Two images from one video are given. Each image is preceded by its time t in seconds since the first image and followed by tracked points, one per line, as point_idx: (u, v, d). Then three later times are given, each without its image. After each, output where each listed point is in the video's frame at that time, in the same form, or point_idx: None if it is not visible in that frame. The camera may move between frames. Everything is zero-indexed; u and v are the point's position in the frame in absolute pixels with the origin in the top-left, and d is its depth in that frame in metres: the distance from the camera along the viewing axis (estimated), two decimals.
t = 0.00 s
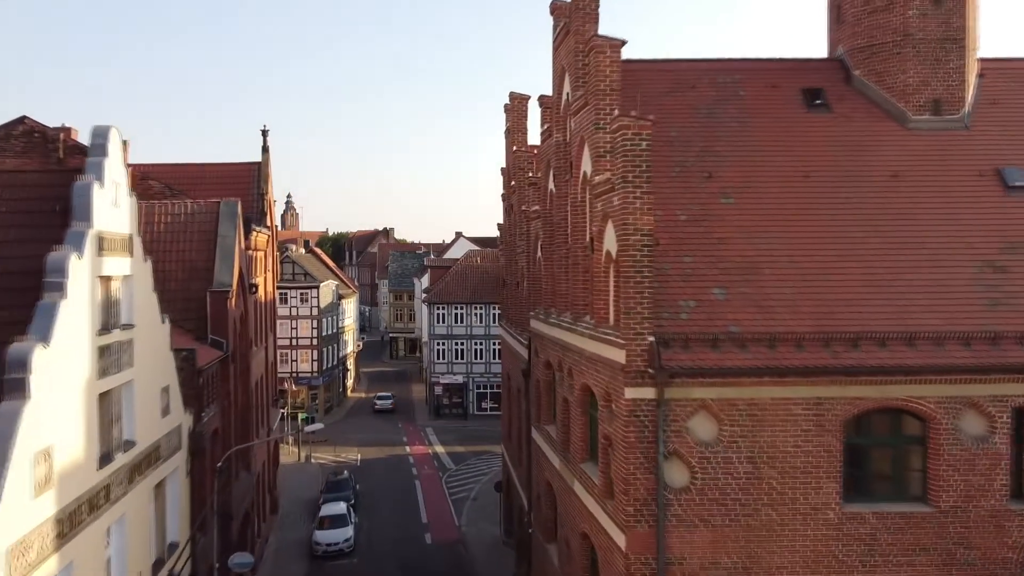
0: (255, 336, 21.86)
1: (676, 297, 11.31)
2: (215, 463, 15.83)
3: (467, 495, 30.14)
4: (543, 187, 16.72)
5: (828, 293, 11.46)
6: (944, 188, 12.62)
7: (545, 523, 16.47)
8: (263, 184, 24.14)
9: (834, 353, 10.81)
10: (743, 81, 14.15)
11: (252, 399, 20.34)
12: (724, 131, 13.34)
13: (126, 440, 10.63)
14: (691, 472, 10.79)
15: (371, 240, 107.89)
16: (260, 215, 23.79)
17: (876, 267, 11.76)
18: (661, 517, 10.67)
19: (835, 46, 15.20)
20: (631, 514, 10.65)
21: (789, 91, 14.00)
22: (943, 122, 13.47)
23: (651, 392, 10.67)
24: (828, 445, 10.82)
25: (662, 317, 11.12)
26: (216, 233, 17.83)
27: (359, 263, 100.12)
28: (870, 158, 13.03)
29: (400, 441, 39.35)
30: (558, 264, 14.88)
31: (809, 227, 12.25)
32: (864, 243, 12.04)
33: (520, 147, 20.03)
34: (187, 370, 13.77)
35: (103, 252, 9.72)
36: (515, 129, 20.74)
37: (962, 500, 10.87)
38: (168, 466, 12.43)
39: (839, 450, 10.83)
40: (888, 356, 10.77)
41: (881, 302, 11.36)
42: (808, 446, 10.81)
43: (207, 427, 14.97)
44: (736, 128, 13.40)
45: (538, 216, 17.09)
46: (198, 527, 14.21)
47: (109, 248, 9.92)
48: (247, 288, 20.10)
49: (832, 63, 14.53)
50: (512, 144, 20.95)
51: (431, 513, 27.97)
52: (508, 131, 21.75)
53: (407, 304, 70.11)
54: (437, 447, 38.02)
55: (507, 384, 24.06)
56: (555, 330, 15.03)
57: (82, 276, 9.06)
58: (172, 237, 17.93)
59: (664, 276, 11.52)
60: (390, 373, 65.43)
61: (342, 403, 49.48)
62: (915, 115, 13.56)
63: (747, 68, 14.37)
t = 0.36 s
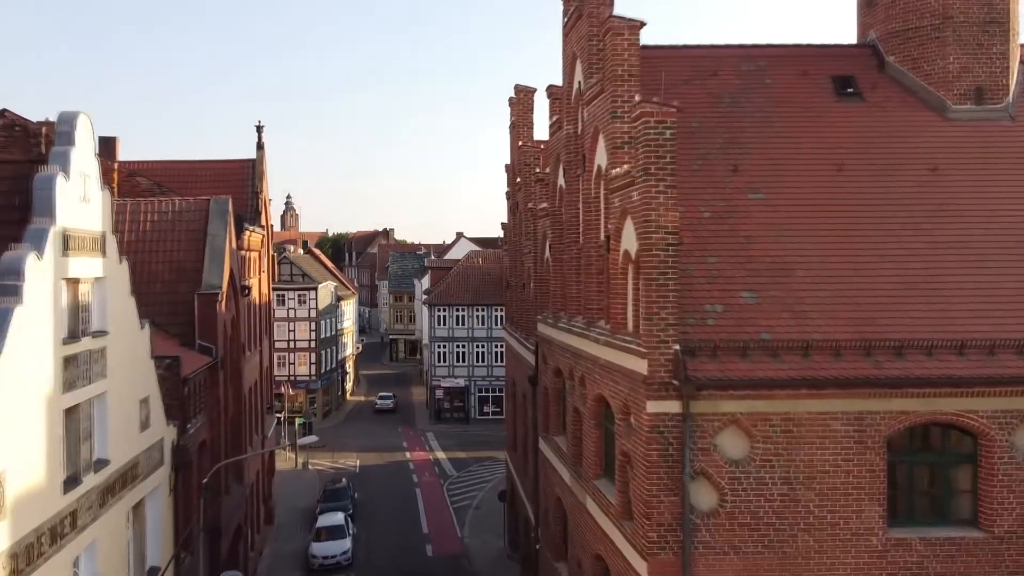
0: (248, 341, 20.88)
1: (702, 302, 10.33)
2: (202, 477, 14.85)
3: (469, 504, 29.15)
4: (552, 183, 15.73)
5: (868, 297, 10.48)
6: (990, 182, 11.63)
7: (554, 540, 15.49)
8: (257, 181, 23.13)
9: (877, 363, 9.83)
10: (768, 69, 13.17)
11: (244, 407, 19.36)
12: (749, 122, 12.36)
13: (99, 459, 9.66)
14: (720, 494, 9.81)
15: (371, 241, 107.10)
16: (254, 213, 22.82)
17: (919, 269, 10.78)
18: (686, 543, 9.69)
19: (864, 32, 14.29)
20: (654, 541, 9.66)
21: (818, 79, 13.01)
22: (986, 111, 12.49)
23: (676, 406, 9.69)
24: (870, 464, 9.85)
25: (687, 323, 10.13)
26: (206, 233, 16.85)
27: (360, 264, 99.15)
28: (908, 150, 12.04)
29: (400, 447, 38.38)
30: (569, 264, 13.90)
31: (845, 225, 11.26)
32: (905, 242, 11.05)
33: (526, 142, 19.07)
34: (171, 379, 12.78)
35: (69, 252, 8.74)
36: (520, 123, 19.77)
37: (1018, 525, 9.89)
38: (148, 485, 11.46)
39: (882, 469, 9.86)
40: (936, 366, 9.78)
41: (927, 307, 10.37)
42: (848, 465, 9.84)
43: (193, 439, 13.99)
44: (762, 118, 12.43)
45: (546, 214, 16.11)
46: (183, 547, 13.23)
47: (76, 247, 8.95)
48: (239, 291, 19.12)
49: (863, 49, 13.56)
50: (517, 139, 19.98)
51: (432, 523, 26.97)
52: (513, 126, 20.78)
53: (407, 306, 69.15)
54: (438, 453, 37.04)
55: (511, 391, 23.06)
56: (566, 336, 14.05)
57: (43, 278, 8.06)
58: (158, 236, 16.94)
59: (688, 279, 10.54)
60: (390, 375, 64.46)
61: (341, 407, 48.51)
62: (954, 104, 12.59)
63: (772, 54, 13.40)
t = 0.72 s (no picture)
0: (241, 345, 19.94)
1: (735, 307, 9.39)
2: (190, 493, 13.88)
3: (473, 512, 28.19)
4: (563, 179, 14.78)
5: (918, 302, 9.54)
6: None
7: (565, 559, 14.54)
8: (252, 178, 22.18)
9: (930, 374, 8.88)
10: (799, 54, 12.22)
11: (238, 415, 18.40)
12: (781, 112, 11.41)
13: (68, 481, 8.69)
14: (758, 520, 8.85)
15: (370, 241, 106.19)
16: (249, 212, 21.86)
17: (972, 270, 9.83)
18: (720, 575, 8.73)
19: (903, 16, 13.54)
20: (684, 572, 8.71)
21: (853, 65, 12.06)
22: None
23: (709, 422, 8.71)
24: (924, 487, 8.89)
25: (719, 330, 9.20)
26: (196, 232, 15.90)
27: (359, 264, 98.21)
28: (954, 141, 11.09)
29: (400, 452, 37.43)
30: (584, 265, 12.96)
31: (889, 222, 10.31)
32: (955, 240, 10.11)
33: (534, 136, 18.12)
34: (154, 389, 11.82)
35: (32, 251, 7.79)
36: (527, 117, 18.83)
37: None
38: (127, 506, 10.50)
39: (937, 492, 8.90)
40: (997, 378, 8.83)
41: (982, 312, 9.43)
42: (899, 488, 8.88)
43: (179, 453, 13.03)
44: (795, 106, 11.47)
45: (556, 212, 15.16)
46: (167, 570, 12.26)
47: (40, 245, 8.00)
48: (232, 293, 18.16)
49: (900, 34, 12.64)
50: (525, 133, 19.04)
51: (434, 533, 26.02)
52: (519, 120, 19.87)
53: (408, 307, 68.21)
54: (439, 459, 36.08)
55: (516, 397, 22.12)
56: (579, 343, 13.08)
57: (1, 279, 7.12)
58: (145, 236, 15.98)
59: (720, 282, 9.59)
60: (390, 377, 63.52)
61: (340, 411, 47.57)
62: (1001, 90, 11.73)
63: (803, 40, 12.45)
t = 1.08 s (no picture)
0: (236, 349, 19.01)
1: (779, 312, 8.44)
2: (179, 511, 12.93)
3: (477, 522, 27.22)
4: (578, 174, 13.82)
5: (981, 307, 8.59)
6: None
7: None
8: (248, 175, 21.22)
9: (1001, 388, 7.93)
10: (837, 38, 11.27)
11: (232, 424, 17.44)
12: (820, 99, 10.45)
13: (34, 509, 7.75)
14: (807, 552, 7.89)
15: (371, 241, 105.24)
16: (245, 211, 20.91)
17: None
18: None
19: None
20: None
21: (896, 49, 11.11)
22: None
23: (754, 442, 7.76)
24: (995, 514, 7.92)
25: (763, 339, 8.25)
26: (187, 230, 14.96)
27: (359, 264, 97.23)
28: (1012, 130, 10.14)
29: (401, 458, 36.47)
30: (603, 266, 12.01)
31: (944, 219, 9.35)
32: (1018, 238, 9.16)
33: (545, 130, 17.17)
34: (139, 402, 10.87)
35: None
36: (536, 109, 17.86)
37: None
38: (106, 531, 9.56)
39: (1008, 520, 7.93)
40: None
41: None
42: (967, 516, 7.92)
43: (167, 469, 12.08)
44: (836, 92, 10.52)
45: (571, 209, 14.20)
46: None
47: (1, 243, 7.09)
48: (225, 295, 17.21)
49: (946, 16, 11.71)
50: (534, 127, 18.08)
51: (438, 544, 25.06)
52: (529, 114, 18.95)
53: (409, 308, 67.22)
54: (442, 465, 35.11)
55: (525, 402, 21.14)
56: (598, 349, 12.12)
57: None
58: (132, 235, 15.03)
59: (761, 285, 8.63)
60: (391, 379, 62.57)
61: (340, 414, 46.64)
62: None
63: (841, 22, 11.50)
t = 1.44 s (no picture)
0: (231, 354, 18.08)
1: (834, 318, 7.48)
2: (166, 531, 12.00)
3: (482, 532, 26.27)
4: (595, 169, 12.86)
5: None
6: None
7: None
8: (244, 172, 20.27)
9: None
10: (883, 17, 10.31)
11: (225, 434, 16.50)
12: (868, 83, 9.49)
13: None
14: None
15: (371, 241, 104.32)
16: (241, 209, 19.96)
17: None
18: None
19: None
20: None
21: (949, 30, 10.16)
22: None
23: (812, 468, 6.81)
24: None
25: (818, 349, 7.29)
26: (177, 229, 14.02)
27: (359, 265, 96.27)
28: None
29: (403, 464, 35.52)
30: (625, 267, 11.06)
31: (1012, 214, 8.40)
32: None
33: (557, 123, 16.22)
34: (121, 416, 9.91)
35: None
36: (547, 101, 16.90)
37: None
38: (80, 562, 8.60)
39: None
40: None
41: None
42: None
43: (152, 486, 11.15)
44: (885, 76, 9.57)
45: (587, 206, 13.25)
46: None
47: None
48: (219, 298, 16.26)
49: None
50: (545, 120, 17.13)
51: (442, 556, 24.13)
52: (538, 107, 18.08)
53: (410, 309, 66.24)
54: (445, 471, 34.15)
55: (534, 409, 20.20)
56: (619, 357, 11.17)
57: None
58: (118, 234, 14.06)
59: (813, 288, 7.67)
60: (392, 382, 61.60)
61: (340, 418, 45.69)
62: None
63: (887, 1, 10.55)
